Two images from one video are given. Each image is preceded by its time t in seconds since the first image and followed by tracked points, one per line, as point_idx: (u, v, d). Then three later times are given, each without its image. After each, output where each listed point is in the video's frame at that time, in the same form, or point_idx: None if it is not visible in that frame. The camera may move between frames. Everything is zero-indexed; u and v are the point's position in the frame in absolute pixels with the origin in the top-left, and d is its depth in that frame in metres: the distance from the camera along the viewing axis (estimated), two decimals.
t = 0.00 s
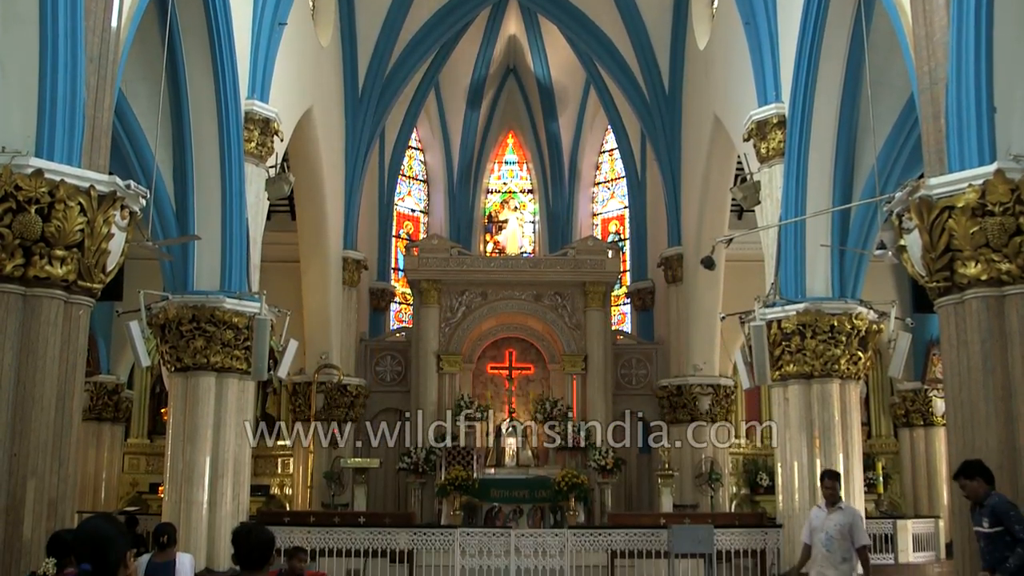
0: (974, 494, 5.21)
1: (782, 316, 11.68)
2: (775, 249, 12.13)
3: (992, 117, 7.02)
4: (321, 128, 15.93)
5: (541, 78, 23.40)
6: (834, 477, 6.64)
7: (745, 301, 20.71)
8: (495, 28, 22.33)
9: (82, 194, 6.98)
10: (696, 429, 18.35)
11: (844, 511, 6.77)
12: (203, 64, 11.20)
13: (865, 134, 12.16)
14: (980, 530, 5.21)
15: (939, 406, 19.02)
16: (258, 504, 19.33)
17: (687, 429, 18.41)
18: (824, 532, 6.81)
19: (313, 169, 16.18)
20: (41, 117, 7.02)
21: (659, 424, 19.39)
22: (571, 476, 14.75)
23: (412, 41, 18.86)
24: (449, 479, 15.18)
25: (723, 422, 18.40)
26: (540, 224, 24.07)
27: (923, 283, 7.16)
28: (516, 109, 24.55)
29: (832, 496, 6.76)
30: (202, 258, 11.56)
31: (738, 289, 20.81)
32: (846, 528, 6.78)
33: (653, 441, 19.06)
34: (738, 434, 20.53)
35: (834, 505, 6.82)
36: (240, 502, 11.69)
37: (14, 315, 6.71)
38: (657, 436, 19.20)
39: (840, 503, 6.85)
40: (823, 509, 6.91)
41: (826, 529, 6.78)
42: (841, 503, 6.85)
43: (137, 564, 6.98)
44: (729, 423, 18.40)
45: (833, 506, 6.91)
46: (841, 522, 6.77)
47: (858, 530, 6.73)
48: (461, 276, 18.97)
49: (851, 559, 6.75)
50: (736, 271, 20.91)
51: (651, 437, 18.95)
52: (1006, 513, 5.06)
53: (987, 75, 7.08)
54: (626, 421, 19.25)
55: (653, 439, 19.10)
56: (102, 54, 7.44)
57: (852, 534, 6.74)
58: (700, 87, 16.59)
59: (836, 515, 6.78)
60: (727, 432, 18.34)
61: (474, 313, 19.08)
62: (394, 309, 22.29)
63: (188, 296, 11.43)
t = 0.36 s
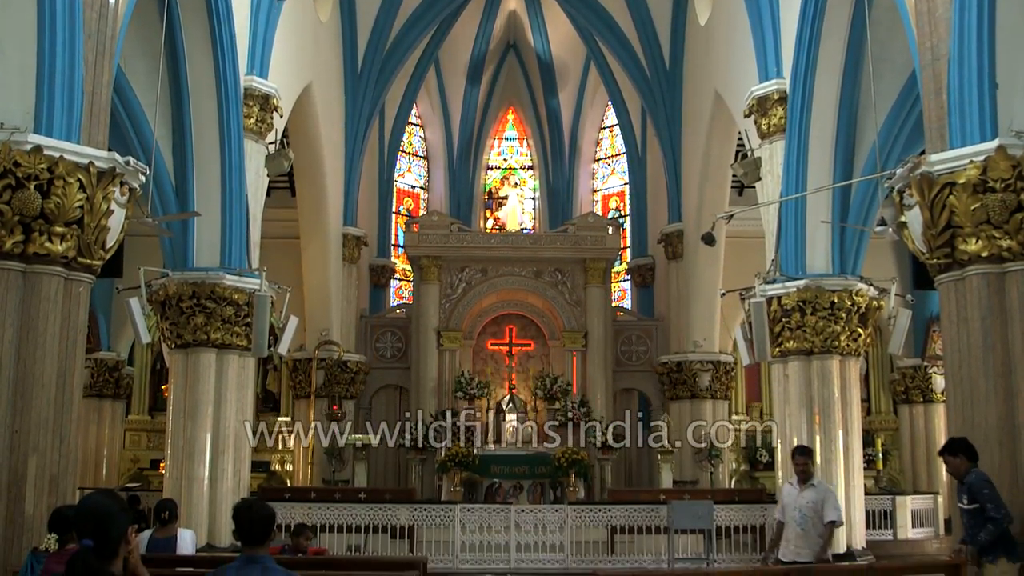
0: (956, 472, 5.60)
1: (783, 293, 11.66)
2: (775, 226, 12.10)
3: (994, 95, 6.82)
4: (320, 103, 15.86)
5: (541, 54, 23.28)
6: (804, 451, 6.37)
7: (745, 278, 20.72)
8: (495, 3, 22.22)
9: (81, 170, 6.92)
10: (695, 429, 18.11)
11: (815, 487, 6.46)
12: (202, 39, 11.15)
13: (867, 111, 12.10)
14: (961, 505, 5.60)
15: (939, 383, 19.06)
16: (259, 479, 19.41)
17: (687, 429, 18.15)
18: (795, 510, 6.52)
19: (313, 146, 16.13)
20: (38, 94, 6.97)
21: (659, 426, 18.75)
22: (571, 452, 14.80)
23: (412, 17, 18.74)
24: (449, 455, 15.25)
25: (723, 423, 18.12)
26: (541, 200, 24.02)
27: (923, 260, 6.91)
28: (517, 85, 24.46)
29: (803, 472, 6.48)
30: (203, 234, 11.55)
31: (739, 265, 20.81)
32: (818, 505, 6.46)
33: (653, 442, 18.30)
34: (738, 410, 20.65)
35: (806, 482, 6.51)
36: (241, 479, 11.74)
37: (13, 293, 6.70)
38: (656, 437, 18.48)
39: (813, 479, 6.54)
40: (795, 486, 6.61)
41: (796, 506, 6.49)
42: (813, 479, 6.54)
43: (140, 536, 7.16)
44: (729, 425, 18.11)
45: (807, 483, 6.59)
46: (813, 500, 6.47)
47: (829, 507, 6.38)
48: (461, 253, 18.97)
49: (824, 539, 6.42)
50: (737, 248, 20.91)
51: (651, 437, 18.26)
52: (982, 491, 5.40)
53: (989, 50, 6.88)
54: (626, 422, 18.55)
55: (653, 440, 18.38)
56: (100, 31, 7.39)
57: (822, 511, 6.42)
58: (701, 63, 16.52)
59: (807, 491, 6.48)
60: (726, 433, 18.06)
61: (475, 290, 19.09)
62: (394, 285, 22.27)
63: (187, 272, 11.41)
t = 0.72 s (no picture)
0: (947, 449, 5.84)
1: (783, 271, 11.67)
2: (776, 204, 12.08)
3: (996, 70, 6.70)
4: (320, 81, 15.79)
5: (541, 31, 23.18)
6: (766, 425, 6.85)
7: (745, 257, 20.72)
8: None
9: (79, 149, 6.87)
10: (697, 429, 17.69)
11: (776, 464, 6.92)
12: (201, 16, 11.09)
13: (868, 88, 12.05)
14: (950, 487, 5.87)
15: (938, 361, 19.06)
16: (260, 458, 19.51)
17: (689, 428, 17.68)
18: (759, 485, 6.98)
19: (312, 123, 16.07)
20: (36, 72, 6.93)
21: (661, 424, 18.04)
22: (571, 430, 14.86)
23: None
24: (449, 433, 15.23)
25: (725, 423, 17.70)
26: (541, 178, 23.97)
27: (924, 239, 6.86)
28: (517, 63, 24.35)
29: (764, 449, 6.96)
30: (202, 212, 11.52)
31: (739, 244, 20.81)
32: (779, 481, 6.93)
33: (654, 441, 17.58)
34: (738, 389, 20.71)
35: (768, 459, 6.98)
36: (242, 457, 11.78)
37: (13, 271, 6.68)
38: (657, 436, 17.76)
39: (774, 456, 7.01)
40: (757, 462, 7.09)
41: (757, 482, 6.96)
42: (775, 455, 7.00)
43: (141, 514, 7.26)
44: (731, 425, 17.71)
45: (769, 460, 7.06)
46: (773, 476, 6.94)
47: (790, 484, 6.86)
48: (461, 231, 18.95)
49: (785, 512, 6.89)
50: (737, 226, 20.89)
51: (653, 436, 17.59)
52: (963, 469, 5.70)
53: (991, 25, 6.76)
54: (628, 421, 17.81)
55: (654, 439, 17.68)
56: (98, 8, 7.34)
57: (784, 488, 6.89)
58: (702, 39, 16.45)
59: (768, 467, 6.95)
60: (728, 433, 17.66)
61: (475, 268, 19.08)
62: (395, 264, 22.25)
63: (187, 251, 11.40)
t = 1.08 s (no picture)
0: (946, 428, 5.88)
1: (783, 251, 11.67)
2: (776, 183, 12.06)
3: (998, 48, 6.65)
4: (319, 60, 15.73)
5: (541, 9, 23.08)
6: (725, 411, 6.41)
7: (746, 236, 20.70)
8: None
9: (79, 128, 6.83)
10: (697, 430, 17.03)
11: (734, 449, 6.54)
12: None
13: (870, 67, 12.00)
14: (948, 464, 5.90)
15: (939, 340, 19.07)
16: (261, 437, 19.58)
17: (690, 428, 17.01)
18: (716, 469, 6.61)
19: (312, 102, 16.01)
20: (35, 51, 6.89)
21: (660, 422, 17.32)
22: (571, 409, 14.89)
23: None
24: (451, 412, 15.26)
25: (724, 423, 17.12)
26: (541, 157, 23.92)
27: (924, 218, 6.84)
28: (517, 41, 24.23)
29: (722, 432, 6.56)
30: (202, 191, 11.50)
31: (739, 223, 20.79)
32: (735, 466, 6.56)
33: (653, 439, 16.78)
34: (738, 367, 20.75)
35: (724, 442, 6.58)
36: (242, 436, 11.79)
37: (12, 252, 6.67)
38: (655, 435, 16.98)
39: (732, 439, 6.63)
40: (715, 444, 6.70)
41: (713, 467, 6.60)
42: (733, 438, 6.60)
43: (141, 492, 7.31)
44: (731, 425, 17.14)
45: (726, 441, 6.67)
46: (729, 461, 6.57)
47: (748, 470, 6.51)
48: (462, 210, 18.92)
49: (741, 497, 6.57)
50: (737, 205, 20.86)
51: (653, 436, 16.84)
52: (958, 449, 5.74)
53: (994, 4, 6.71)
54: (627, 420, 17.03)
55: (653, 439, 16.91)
56: None
57: (741, 474, 6.54)
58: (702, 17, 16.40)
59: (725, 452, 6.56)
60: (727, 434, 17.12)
61: (475, 248, 19.08)
62: (395, 244, 22.21)
63: (186, 230, 11.38)
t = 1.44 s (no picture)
0: (946, 409, 6.10)
1: (783, 232, 11.67)
2: (777, 164, 12.05)
3: (1000, 29, 6.61)
4: (319, 40, 15.67)
5: None
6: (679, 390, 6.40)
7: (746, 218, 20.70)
8: None
9: (78, 108, 6.80)
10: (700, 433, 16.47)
11: (684, 427, 6.55)
12: None
13: (871, 47, 11.97)
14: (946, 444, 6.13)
15: (939, 322, 19.09)
16: (261, 418, 19.64)
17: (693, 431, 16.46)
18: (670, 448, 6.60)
19: (311, 83, 15.96)
20: (33, 32, 6.85)
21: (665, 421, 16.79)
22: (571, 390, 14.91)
23: None
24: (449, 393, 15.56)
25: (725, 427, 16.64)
26: (541, 138, 23.88)
27: (925, 199, 6.84)
28: (517, 22, 24.12)
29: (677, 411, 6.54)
30: (202, 172, 11.48)
31: (739, 204, 20.78)
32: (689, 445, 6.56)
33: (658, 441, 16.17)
34: (738, 348, 20.78)
35: (677, 422, 6.59)
36: (243, 417, 11.81)
37: (12, 233, 6.67)
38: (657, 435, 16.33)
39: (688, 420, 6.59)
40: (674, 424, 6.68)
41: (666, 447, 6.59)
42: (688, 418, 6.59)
43: (142, 472, 7.33)
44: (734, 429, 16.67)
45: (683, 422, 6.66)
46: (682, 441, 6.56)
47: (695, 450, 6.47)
48: (462, 191, 18.89)
49: (693, 480, 6.51)
50: (738, 187, 20.85)
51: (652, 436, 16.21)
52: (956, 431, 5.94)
53: None
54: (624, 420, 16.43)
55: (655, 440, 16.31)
56: None
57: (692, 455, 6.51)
58: None
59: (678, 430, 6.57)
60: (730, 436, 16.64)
61: (475, 229, 19.06)
62: (395, 225, 22.19)
63: (186, 211, 11.37)
